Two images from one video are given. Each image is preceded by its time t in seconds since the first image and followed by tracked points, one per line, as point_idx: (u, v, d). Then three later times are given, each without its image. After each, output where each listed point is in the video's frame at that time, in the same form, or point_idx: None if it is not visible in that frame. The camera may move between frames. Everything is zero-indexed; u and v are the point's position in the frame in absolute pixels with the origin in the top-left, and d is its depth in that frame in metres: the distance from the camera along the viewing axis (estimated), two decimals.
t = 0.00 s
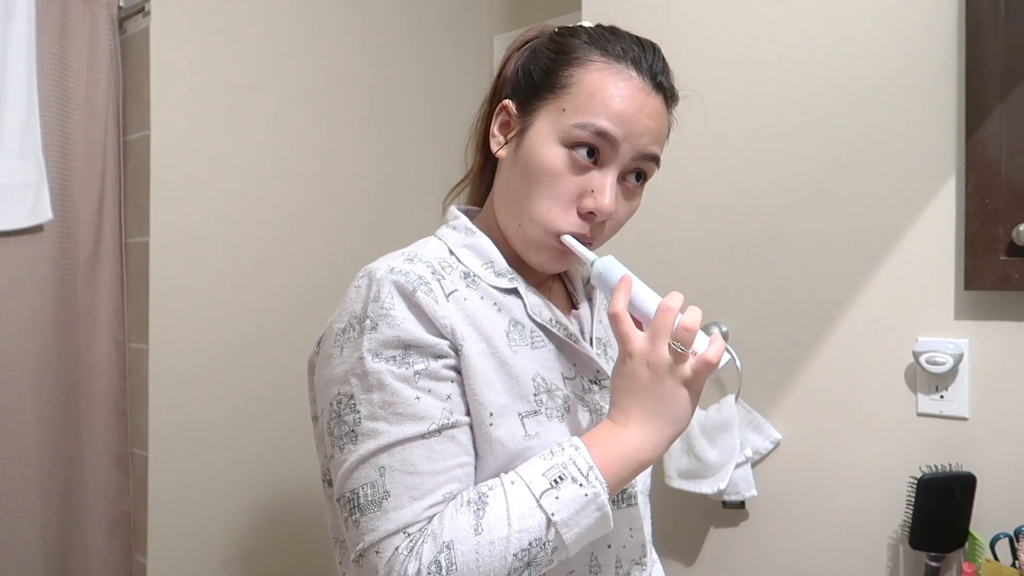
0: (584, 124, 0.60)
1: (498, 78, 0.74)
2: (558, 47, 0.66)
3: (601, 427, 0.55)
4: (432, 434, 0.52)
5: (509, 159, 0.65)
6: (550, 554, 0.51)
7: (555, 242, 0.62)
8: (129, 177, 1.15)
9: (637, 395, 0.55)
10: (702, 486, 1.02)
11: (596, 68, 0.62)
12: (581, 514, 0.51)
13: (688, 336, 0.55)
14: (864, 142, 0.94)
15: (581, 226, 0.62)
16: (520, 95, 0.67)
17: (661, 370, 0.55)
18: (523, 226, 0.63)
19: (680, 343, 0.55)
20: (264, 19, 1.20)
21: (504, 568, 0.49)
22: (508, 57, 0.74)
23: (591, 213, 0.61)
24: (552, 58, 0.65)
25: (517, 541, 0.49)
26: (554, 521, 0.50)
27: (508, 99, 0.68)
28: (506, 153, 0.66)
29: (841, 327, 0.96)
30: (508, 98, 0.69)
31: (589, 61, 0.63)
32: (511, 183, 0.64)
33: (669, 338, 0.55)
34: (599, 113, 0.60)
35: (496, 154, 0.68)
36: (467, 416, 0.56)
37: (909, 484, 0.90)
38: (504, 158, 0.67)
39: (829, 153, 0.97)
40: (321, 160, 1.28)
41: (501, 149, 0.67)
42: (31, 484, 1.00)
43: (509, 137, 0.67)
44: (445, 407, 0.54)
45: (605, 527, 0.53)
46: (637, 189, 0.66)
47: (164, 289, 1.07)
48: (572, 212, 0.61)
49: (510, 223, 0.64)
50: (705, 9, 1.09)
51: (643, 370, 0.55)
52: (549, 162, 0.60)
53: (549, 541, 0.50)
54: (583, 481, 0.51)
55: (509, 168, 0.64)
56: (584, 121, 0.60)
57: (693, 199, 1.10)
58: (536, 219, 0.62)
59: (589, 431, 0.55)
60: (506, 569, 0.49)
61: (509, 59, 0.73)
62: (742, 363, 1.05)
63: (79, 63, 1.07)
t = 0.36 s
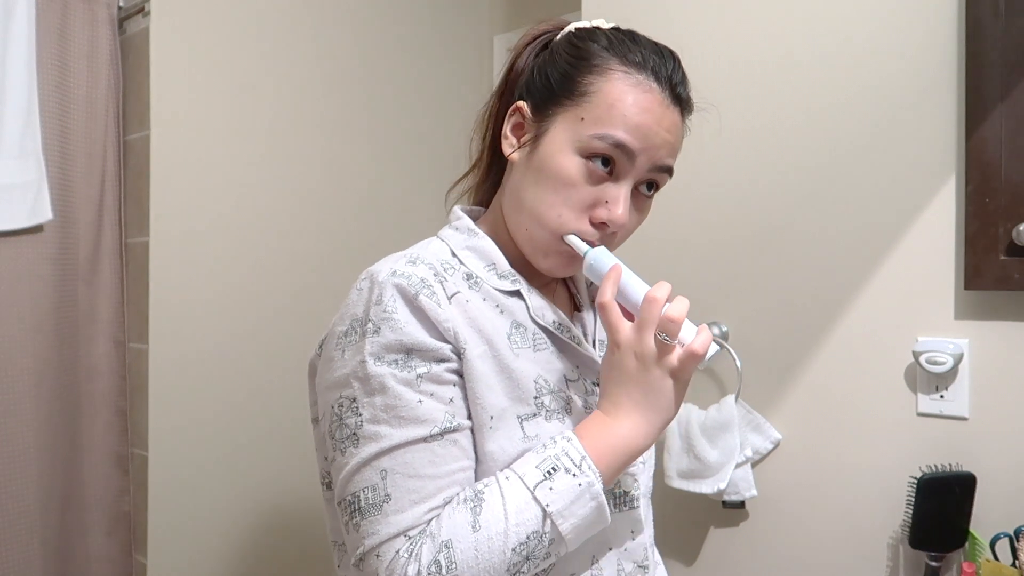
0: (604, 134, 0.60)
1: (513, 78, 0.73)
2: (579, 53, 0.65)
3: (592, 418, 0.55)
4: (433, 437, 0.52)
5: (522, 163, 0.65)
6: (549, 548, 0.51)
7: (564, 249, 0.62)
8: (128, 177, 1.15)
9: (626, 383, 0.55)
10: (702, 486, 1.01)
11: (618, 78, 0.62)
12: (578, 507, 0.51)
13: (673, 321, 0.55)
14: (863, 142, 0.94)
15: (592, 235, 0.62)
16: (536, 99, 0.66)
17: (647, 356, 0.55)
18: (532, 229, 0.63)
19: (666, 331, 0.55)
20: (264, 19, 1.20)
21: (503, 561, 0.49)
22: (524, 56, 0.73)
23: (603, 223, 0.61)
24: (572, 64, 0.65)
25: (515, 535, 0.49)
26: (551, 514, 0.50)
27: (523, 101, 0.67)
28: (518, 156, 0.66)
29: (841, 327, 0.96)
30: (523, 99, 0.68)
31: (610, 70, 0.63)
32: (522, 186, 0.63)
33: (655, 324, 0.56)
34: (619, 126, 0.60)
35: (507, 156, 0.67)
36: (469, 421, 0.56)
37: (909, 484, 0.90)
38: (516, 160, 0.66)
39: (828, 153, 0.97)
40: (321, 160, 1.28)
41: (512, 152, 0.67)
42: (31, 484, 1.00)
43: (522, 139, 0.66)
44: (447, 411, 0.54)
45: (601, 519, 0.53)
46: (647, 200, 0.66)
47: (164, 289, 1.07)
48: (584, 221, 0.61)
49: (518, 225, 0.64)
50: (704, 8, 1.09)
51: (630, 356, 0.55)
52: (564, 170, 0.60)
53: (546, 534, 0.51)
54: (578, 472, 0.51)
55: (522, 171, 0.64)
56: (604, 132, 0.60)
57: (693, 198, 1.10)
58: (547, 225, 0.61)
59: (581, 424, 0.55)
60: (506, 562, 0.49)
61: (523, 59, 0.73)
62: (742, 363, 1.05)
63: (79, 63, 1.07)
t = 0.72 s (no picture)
0: (585, 116, 0.60)
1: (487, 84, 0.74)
2: (548, 45, 0.66)
3: (597, 455, 0.51)
4: (419, 439, 0.52)
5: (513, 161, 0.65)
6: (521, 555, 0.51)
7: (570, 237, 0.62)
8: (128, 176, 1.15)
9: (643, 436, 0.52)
10: (702, 486, 1.01)
11: (589, 60, 0.63)
12: (551, 518, 0.50)
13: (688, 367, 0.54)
14: (863, 142, 0.94)
15: (594, 219, 0.62)
16: (515, 97, 0.67)
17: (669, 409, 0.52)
18: (538, 226, 0.63)
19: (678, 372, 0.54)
20: (265, 19, 1.21)
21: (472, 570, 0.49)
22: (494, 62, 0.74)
23: (602, 205, 0.61)
24: (545, 57, 0.66)
25: (483, 543, 0.49)
26: (521, 523, 0.50)
27: (504, 102, 0.68)
28: (508, 155, 0.66)
29: (841, 327, 0.96)
30: (503, 101, 0.68)
31: (581, 55, 0.63)
32: (517, 183, 0.64)
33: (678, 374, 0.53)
34: (598, 105, 0.60)
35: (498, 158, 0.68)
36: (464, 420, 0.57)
37: (909, 484, 0.90)
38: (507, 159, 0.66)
39: (828, 153, 0.97)
40: (321, 160, 1.28)
41: (502, 153, 0.67)
42: (30, 484, 1.00)
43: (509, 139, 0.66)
44: (436, 411, 0.54)
45: (580, 536, 0.52)
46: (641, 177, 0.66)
47: (164, 288, 1.07)
48: (583, 206, 0.61)
49: (523, 224, 0.64)
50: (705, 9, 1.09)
51: (660, 418, 0.51)
52: (555, 159, 0.60)
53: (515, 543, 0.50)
54: (552, 484, 0.51)
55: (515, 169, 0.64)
56: (584, 113, 0.60)
57: (694, 198, 1.10)
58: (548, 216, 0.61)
59: (581, 455, 0.52)
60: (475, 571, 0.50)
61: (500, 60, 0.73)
62: (742, 363, 1.05)
63: (79, 63, 1.07)
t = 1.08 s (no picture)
0: (563, 112, 0.60)
1: (464, 103, 0.74)
2: (506, 48, 0.66)
3: (555, 405, 0.50)
4: (423, 433, 0.52)
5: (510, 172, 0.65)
6: (510, 526, 0.49)
7: (587, 232, 0.62)
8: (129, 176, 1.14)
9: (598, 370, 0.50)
10: (702, 486, 1.01)
11: (549, 53, 0.62)
12: (525, 471, 0.48)
13: (649, 311, 0.53)
14: (864, 142, 0.94)
15: (603, 208, 0.62)
16: (493, 108, 0.67)
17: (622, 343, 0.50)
18: (550, 229, 0.63)
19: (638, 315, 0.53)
20: (265, 19, 1.20)
21: (460, 543, 0.48)
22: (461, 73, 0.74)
23: (606, 192, 0.60)
24: (506, 62, 0.65)
25: (465, 512, 0.48)
26: (494, 483, 0.48)
27: (484, 119, 0.69)
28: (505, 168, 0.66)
29: (841, 327, 0.96)
30: (484, 116, 0.69)
31: (538, 49, 0.63)
32: (520, 194, 0.64)
33: (628, 312, 0.52)
34: (572, 97, 0.60)
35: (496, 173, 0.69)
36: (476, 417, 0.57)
37: (909, 484, 0.90)
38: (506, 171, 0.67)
39: (828, 153, 0.97)
40: (321, 160, 1.28)
41: (502, 168, 0.67)
42: (30, 484, 1.00)
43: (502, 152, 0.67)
44: (442, 407, 0.53)
45: (563, 487, 0.49)
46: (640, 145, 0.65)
47: (164, 288, 1.07)
48: (590, 199, 0.61)
49: (535, 228, 0.64)
50: (705, 9, 1.09)
51: (608, 348, 0.50)
52: (550, 163, 0.61)
53: (497, 508, 0.48)
54: (516, 437, 0.49)
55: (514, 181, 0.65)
56: (561, 110, 0.60)
57: (693, 198, 1.10)
58: (557, 216, 0.62)
59: (538, 405, 0.51)
60: (463, 544, 0.48)
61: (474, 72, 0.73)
62: (742, 363, 1.05)
63: (79, 63, 1.07)
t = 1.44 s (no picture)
0: (564, 134, 0.59)
1: (466, 101, 0.74)
2: (509, 58, 0.65)
3: (558, 378, 0.49)
4: (416, 423, 0.52)
5: (510, 181, 0.66)
6: (500, 510, 0.48)
7: (583, 246, 0.63)
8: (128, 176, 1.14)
9: (610, 365, 0.51)
10: (702, 486, 1.01)
11: (555, 70, 0.61)
12: (514, 453, 0.47)
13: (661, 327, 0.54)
14: (863, 142, 0.94)
15: (599, 227, 0.62)
16: (493, 117, 0.67)
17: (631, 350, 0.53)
18: (548, 242, 0.63)
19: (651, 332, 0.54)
20: (265, 20, 1.21)
21: (449, 528, 0.47)
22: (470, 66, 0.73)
23: (603, 213, 0.61)
24: (508, 73, 0.64)
25: (454, 496, 0.47)
26: (482, 466, 0.47)
27: (485, 125, 0.68)
28: (504, 177, 0.67)
29: (841, 327, 0.96)
30: (484, 122, 0.69)
31: (544, 65, 0.62)
32: (517, 206, 0.65)
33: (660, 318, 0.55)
34: (574, 120, 0.59)
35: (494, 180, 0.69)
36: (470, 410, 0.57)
37: (909, 484, 0.90)
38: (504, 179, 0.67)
39: (828, 154, 0.97)
40: (321, 160, 1.28)
41: (499, 176, 0.67)
42: (30, 484, 1.00)
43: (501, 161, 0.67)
44: (436, 398, 0.53)
45: (553, 471, 0.48)
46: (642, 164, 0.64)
47: (164, 288, 1.08)
48: (586, 219, 0.61)
49: (532, 238, 0.65)
50: (705, 9, 1.09)
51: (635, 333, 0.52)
52: (547, 183, 0.61)
53: (486, 491, 0.48)
54: (503, 420, 0.48)
55: (513, 191, 0.65)
56: (563, 132, 0.59)
57: (693, 198, 1.10)
58: (553, 232, 0.62)
59: (535, 378, 0.49)
60: (452, 528, 0.47)
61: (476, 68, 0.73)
62: (742, 363, 1.05)
63: (79, 63, 1.07)
